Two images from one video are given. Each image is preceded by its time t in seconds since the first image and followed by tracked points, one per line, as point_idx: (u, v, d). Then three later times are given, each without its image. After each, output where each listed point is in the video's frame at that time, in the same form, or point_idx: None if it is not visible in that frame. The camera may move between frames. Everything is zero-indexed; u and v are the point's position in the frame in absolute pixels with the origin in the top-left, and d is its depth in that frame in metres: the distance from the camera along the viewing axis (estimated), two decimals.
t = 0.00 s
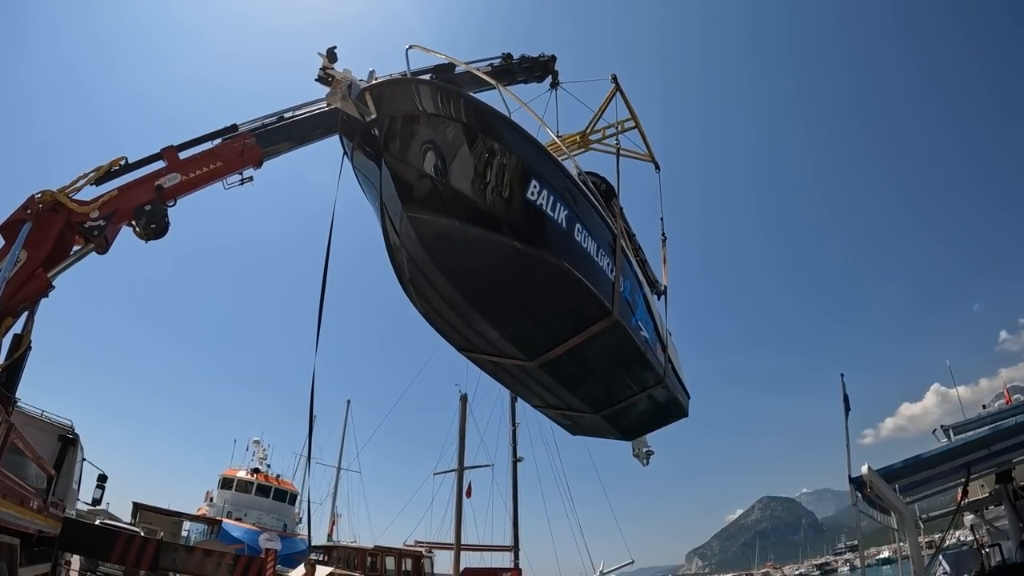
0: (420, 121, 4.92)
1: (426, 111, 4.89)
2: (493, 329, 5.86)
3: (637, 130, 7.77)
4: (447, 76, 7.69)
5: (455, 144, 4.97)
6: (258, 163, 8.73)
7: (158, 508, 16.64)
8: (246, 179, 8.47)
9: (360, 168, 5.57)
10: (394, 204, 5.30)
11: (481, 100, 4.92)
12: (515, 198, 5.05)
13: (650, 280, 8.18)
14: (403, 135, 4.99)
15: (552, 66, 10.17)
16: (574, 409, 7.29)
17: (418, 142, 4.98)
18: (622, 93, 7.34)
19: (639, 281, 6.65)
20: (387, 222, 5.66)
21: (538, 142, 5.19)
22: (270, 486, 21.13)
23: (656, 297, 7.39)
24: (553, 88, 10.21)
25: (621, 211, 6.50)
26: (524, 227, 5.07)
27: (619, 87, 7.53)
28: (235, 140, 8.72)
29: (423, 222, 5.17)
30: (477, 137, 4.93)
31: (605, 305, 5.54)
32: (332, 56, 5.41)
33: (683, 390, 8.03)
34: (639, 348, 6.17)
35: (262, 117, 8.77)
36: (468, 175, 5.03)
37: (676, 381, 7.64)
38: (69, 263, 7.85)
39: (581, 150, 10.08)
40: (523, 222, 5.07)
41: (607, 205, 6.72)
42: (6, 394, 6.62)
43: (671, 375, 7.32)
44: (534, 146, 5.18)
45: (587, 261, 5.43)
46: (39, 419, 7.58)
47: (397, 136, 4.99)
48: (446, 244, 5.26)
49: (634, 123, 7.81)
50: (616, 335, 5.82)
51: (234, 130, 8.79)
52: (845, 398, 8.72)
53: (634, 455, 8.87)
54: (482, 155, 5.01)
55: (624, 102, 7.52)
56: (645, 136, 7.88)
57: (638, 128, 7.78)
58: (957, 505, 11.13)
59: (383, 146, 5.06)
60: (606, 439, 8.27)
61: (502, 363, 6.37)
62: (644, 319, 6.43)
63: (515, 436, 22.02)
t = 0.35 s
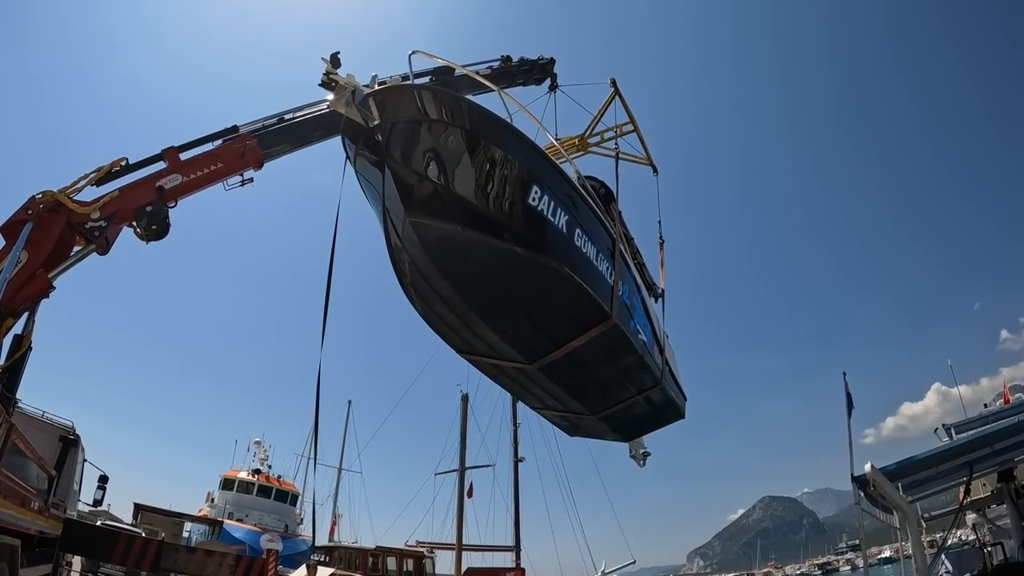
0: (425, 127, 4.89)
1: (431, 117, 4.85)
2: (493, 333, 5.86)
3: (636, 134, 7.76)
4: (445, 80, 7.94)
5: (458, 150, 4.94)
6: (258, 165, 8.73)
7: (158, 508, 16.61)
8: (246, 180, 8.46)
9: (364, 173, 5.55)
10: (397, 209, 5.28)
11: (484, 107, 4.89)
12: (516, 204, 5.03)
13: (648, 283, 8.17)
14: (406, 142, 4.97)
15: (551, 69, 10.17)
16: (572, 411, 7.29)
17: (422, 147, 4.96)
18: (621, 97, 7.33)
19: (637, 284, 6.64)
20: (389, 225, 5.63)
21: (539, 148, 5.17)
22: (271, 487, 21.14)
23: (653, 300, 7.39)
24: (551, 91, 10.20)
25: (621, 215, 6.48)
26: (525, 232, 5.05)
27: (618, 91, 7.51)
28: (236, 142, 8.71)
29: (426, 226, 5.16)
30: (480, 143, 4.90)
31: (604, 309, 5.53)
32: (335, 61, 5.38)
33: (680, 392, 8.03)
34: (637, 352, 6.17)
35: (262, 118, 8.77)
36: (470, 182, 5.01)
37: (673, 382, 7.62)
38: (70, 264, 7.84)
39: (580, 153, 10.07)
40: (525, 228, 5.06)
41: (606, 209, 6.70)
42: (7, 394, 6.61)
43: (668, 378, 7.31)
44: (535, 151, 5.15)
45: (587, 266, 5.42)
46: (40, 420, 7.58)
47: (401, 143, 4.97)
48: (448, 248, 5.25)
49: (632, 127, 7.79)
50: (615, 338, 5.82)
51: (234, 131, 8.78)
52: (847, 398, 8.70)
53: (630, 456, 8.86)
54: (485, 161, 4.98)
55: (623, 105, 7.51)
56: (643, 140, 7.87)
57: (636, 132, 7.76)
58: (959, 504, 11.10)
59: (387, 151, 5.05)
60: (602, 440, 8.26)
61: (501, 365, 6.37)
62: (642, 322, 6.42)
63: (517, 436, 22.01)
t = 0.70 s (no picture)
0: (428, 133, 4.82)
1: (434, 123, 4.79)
2: (493, 335, 5.81)
3: (635, 137, 7.72)
4: (445, 81, 7.89)
5: (461, 155, 4.87)
6: (258, 165, 8.69)
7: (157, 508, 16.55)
8: (245, 180, 8.41)
9: (365, 177, 5.45)
10: (398, 213, 5.18)
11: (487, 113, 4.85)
12: (517, 208, 4.99)
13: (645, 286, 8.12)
14: (409, 147, 4.88)
15: (550, 71, 10.13)
16: (570, 413, 7.25)
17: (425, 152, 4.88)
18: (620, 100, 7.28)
19: (635, 287, 6.60)
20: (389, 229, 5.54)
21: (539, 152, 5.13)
22: (272, 487, 21.11)
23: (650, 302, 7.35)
24: (550, 93, 10.15)
25: (619, 219, 6.45)
26: (526, 236, 5.01)
27: (617, 93, 7.47)
28: (235, 142, 8.67)
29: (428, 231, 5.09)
30: (483, 149, 4.86)
31: (603, 313, 5.50)
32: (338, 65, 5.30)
33: (676, 394, 8.00)
34: (636, 355, 6.14)
35: (262, 118, 8.72)
36: (473, 187, 4.95)
37: (670, 385, 7.59)
38: (70, 264, 7.81)
39: (578, 155, 10.02)
40: (526, 232, 5.01)
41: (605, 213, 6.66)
42: (5, 395, 6.57)
43: (665, 380, 7.28)
44: (535, 155, 5.11)
45: (587, 270, 5.39)
46: (39, 421, 7.54)
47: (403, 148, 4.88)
48: (449, 252, 5.19)
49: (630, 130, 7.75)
50: (614, 342, 5.80)
51: (234, 131, 8.74)
52: (850, 396, 8.65)
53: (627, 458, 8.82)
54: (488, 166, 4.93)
55: (622, 109, 7.47)
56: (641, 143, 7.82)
57: (635, 135, 7.72)
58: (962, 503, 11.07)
59: (389, 157, 4.95)
60: (598, 442, 8.21)
61: (500, 368, 6.33)
62: (640, 325, 6.39)
63: (517, 436, 21.97)
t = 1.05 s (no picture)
0: (430, 135, 4.73)
1: (436, 126, 4.72)
2: (493, 338, 5.77)
3: (632, 139, 7.68)
4: (444, 81, 7.86)
5: (463, 159, 4.81)
6: (258, 164, 8.64)
7: (157, 508, 16.49)
8: (244, 179, 8.34)
9: (366, 178, 5.37)
10: (399, 217, 5.08)
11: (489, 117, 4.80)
12: (517, 211, 4.94)
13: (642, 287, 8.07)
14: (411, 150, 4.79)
15: (548, 72, 10.09)
16: (566, 414, 7.21)
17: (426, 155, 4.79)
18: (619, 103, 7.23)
19: (633, 289, 6.56)
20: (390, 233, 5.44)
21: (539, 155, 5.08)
22: (271, 487, 21.04)
23: (647, 303, 7.30)
24: (548, 94, 10.11)
25: (617, 222, 6.40)
26: (527, 240, 4.95)
27: (615, 96, 7.42)
28: (235, 141, 8.60)
29: (430, 234, 5.01)
30: (485, 152, 4.81)
31: (602, 315, 5.46)
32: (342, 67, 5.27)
33: (672, 396, 7.95)
34: (634, 358, 6.10)
35: (261, 117, 8.66)
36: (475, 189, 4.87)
37: (666, 386, 7.54)
38: (68, 262, 7.74)
39: (576, 156, 9.97)
40: (527, 236, 4.96)
41: (604, 216, 6.62)
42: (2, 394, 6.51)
43: (662, 382, 7.24)
44: (535, 158, 5.06)
45: (587, 274, 5.34)
46: (36, 420, 7.48)
47: (405, 151, 4.79)
48: (450, 255, 5.12)
49: (628, 132, 7.71)
50: (613, 344, 5.77)
51: (234, 130, 8.68)
52: (853, 395, 8.60)
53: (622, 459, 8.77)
54: (490, 169, 4.87)
55: (620, 111, 7.42)
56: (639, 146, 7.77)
57: (633, 137, 7.68)
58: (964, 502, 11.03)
59: (390, 159, 4.85)
60: (594, 442, 8.15)
61: (498, 369, 6.27)
62: (638, 327, 6.35)
63: (517, 436, 21.93)
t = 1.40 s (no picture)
0: (432, 139, 4.67)
1: (439, 130, 4.66)
2: (492, 340, 5.71)
3: (630, 141, 7.64)
4: (443, 80, 7.84)
5: (465, 163, 4.76)
6: (256, 163, 8.58)
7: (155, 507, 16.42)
8: (242, 177, 8.26)
9: (365, 181, 5.29)
10: (399, 220, 5.00)
11: (491, 121, 4.75)
12: (518, 215, 4.90)
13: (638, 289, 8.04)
14: (413, 153, 4.72)
15: (545, 72, 10.03)
16: (562, 415, 7.16)
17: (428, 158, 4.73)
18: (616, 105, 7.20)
19: (630, 292, 6.52)
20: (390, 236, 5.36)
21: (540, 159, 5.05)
22: (269, 487, 20.96)
23: (644, 305, 7.27)
24: (546, 95, 10.07)
25: (615, 225, 6.36)
26: (527, 244, 4.91)
27: (613, 98, 7.38)
28: (233, 139, 8.53)
29: (430, 238, 4.95)
30: (487, 156, 4.77)
31: (600, 318, 5.42)
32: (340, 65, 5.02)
33: (667, 396, 7.92)
34: (631, 360, 6.07)
35: (259, 115, 8.60)
36: (476, 194, 4.81)
37: (662, 387, 7.50)
38: (65, 261, 7.68)
39: (573, 158, 9.91)
40: (527, 240, 4.92)
41: (601, 218, 6.58)
42: None
43: (657, 383, 7.20)
44: (536, 162, 5.02)
45: (586, 278, 5.31)
46: (33, 420, 7.42)
47: (407, 154, 4.71)
48: (450, 258, 5.06)
49: (625, 134, 7.67)
50: (610, 347, 5.74)
51: (231, 128, 8.62)
52: (857, 393, 8.54)
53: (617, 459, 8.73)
54: (492, 174, 4.82)
55: (618, 113, 7.38)
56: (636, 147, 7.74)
57: (630, 139, 7.64)
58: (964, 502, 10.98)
59: (391, 162, 4.77)
60: (590, 443, 8.11)
61: (496, 370, 6.22)
62: (635, 330, 6.32)
63: (515, 435, 21.87)
